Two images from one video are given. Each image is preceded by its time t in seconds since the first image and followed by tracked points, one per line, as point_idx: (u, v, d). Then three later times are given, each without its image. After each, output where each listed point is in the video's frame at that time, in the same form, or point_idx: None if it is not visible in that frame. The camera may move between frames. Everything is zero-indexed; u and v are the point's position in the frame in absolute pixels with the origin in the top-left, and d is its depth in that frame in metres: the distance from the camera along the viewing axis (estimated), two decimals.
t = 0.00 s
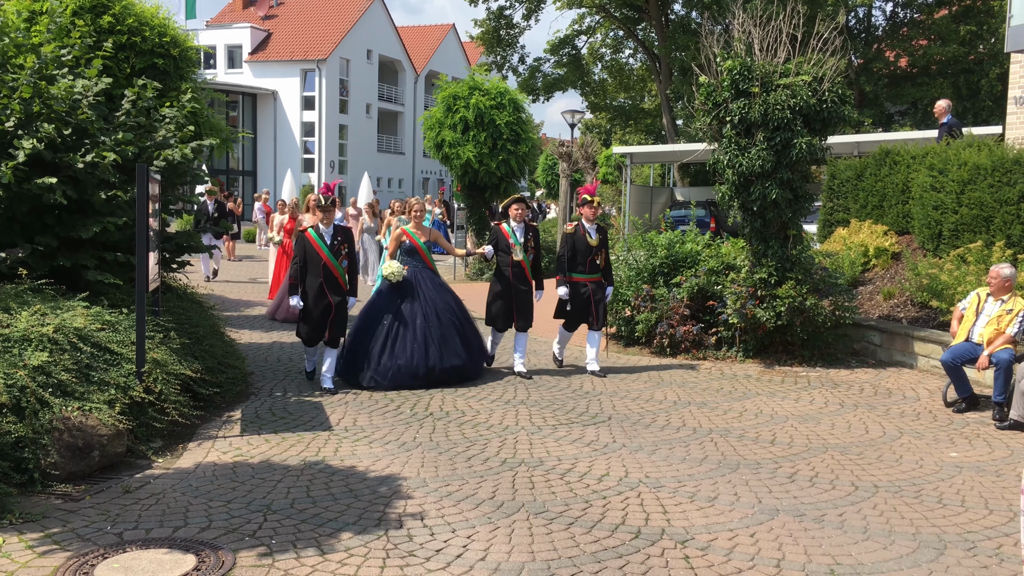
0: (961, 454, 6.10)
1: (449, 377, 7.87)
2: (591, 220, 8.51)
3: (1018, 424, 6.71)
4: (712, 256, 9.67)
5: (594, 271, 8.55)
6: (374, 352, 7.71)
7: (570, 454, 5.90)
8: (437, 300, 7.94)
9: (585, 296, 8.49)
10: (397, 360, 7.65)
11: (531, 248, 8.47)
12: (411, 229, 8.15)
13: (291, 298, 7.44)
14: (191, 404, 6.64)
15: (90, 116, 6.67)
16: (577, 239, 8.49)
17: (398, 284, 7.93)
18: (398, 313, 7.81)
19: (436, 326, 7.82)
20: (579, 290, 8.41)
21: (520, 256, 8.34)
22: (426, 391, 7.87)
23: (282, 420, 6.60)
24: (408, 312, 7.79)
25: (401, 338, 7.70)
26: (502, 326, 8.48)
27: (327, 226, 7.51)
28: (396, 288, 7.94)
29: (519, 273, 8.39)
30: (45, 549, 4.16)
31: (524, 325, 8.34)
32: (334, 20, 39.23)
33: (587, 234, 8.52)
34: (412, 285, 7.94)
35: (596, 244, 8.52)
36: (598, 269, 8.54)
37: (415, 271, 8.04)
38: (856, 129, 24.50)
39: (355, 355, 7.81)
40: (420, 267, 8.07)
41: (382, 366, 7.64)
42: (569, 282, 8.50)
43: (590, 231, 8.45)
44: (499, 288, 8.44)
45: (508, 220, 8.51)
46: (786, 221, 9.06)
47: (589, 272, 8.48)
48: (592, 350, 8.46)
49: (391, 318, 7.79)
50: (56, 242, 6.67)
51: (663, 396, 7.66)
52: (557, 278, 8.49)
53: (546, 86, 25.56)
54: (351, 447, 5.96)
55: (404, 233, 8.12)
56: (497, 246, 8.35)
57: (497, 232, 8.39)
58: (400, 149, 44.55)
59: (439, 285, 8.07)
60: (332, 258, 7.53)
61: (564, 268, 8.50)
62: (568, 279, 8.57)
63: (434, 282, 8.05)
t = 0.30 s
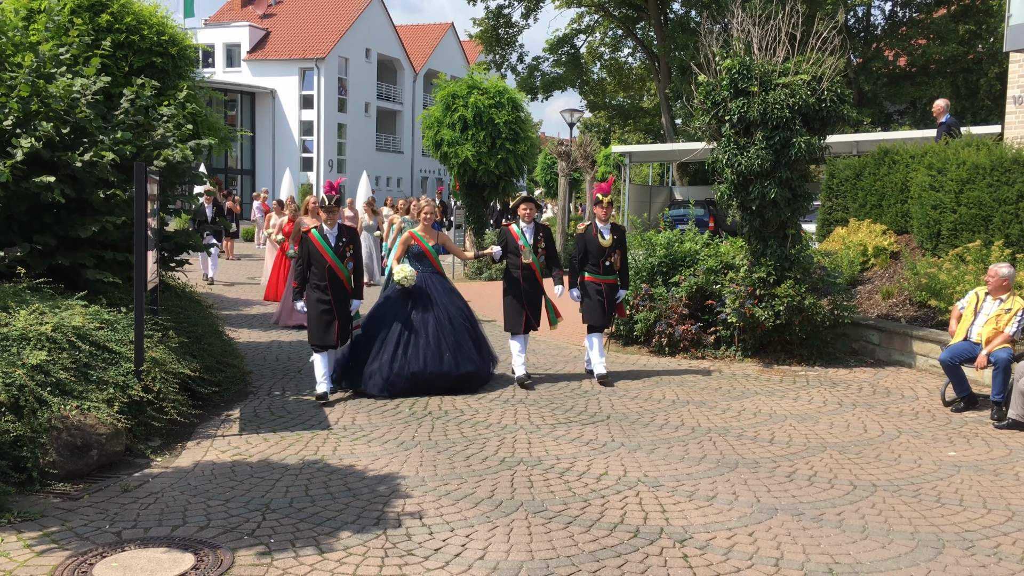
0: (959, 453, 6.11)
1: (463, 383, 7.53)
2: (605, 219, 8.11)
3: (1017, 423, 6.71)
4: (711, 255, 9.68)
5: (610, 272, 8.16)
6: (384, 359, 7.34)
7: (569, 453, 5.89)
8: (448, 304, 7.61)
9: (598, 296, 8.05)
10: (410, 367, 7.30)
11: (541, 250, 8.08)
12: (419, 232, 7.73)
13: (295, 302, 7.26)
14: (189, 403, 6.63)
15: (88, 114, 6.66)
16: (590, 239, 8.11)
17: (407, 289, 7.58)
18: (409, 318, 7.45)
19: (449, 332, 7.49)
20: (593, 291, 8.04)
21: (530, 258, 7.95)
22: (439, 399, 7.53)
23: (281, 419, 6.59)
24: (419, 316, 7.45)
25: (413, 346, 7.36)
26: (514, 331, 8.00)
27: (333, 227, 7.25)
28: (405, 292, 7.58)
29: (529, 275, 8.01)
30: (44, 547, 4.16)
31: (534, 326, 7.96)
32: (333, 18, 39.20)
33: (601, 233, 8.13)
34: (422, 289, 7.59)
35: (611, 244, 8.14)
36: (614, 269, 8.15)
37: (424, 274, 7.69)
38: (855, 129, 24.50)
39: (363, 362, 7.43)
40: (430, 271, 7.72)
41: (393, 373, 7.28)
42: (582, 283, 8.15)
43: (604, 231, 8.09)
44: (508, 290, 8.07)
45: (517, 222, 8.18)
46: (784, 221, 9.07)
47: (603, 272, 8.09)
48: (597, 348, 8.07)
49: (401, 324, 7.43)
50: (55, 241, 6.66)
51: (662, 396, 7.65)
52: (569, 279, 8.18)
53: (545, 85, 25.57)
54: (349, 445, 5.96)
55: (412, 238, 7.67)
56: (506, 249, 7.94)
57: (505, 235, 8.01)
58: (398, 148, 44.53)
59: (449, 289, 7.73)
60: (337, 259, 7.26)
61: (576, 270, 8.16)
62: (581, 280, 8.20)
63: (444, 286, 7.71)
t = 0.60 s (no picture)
0: (957, 452, 6.13)
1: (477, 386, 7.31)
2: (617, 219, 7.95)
3: (1014, 423, 6.73)
4: (709, 254, 9.68)
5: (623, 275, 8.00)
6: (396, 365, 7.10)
7: (568, 452, 5.90)
8: (462, 306, 7.31)
9: (613, 300, 7.90)
10: (423, 373, 7.07)
11: (550, 250, 7.92)
12: (432, 230, 7.56)
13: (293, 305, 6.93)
14: (189, 402, 6.64)
15: (87, 114, 6.66)
16: (602, 240, 7.96)
17: (419, 290, 7.29)
18: (421, 322, 7.18)
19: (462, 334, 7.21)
20: (606, 295, 7.87)
21: (540, 259, 7.77)
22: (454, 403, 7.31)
23: (279, 418, 6.60)
24: (431, 320, 7.17)
25: (426, 350, 7.10)
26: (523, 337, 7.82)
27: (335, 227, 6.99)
28: (416, 294, 7.30)
29: (539, 278, 7.82)
30: (43, 547, 4.17)
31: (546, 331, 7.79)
32: (332, 18, 39.18)
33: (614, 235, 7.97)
34: (434, 290, 7.30)
35: (624, 245, 7.97)
36: (627, 271, 8.00)
37: (436, 275, 7.40)
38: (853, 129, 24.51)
39: (374, 367, 7.20)
40: (442, 271, 7.44)
41: (406, 380, 7.05)
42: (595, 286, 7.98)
43: (617, 231, 7.94)
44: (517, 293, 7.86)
45: (525, 221, 7.99)
46: (783, 220, 9.08)
47: (617, 275, 7.95)
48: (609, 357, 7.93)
49: (412, 328, 7.16)
50: (54, 241, 6.66)
51: (661, 395, 7.66)
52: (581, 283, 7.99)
53: (544, 85, 25.59)
54: (348, 445, 5.97)
55: (425, 235, 7.53)
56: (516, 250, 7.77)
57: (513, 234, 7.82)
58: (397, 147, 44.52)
59: (462, 290, 7.43)
60: (339, 261, 6.98)
61: (589, 272, 7.99)
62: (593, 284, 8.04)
63: (457, 286, 7.42)
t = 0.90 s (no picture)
0: (954, 449, 6.14)
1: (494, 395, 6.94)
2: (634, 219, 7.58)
3: (1011, 421, 6.74)
4: (707, 252, 9.66)
5: (637, 276, 7.66)
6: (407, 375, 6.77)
7: (565, 450, 5.91)
8: (473, 311, 6.97)
9: (627, 303, 7.57)
10: (436, 382, 6.72)
11: (561, 253, 7.50)
12: (441, 235, 7.14)
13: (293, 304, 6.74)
14: (186, 400, 6.63)
15: (84, 111, 6.66)
16: (617, 240, 7.57)
17: (427, 297, 6.97)
18: (431, 328, 6.84)
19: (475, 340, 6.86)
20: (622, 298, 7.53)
21: (551, 262, 7.35)
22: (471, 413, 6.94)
23: (277, 416, 6.60)
24: (442, 326, 6.84)
25: (437, 357, 6.77)
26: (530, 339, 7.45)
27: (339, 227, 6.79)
28: (425, 301, 6.97)
29: (549, 280, 7.39)
30: (40, 544, 4.17)
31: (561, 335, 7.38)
32: (330, 16, 39.13)
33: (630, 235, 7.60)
34: (443, 296, 6.97)
35: (640, 245, 7.60)
36: (641, 273, 7.66)
37: (445, 281, 7.06)
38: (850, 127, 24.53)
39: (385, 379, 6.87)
40: (452, 278, 7.09)
41: (418, 390, 6.71)
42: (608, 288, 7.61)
43: (633, 231, 7.57)
44: (527, 296, 7.42)
45: (535, 220, 7.52)
46: (781, 219, 9.08)
47: (631, 276, 7.61)
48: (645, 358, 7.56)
49: (422, 336, 6.82)
50: (51, 238, 6.65)
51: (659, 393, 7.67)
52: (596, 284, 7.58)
53: (541, 83, 25.60)
54: (346, 443, 5.97)
55: (434, 240, 7.10)
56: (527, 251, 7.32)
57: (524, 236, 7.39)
58: (395, 145, 44.49)
59: (473, 295, 7.09)
60: (342, 262, 6.78)
61: (603, 273, 7.59)
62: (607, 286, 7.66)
63: (467, 292, 7.09)
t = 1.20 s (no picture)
0: (948, 446, 6.16)
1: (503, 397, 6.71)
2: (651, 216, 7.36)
3: (1005, 418, 6.76)
4: (702, 249, 9.65)
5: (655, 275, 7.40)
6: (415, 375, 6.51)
7: (560, 447, 5.92)
8: (482, 310, 6.74)
9: (642, 302, 7.30)
10: (445, 383, 6.48)
11: (576, 251, 7.32)
12: (446, 228, 6.93)
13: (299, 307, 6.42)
14: (180, 397, 6.61)
15: (78, 107, 6.67)
16: (634, 238, 7.37)
17: (435, 294, 6.70)
18: (439, 328, 6.58)
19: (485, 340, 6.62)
20: (637, 296, 7.31)
21: (565, 259, 7.15)
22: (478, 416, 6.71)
23: (272, 414, 6.59)
24: (451, 325, 6.59)
25: (447, 358, 6.52)
26: (543, 342, 7.23)
27: (345, 223, 6.56)
28: (432, 299, 6.71)
29: (563, 279, 7.19)
30: (34, 542, 4.16)
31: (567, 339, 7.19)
32: (325, 13, 39.05)
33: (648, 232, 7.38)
34: (452, 294, 6.72)
35: (658, 243, 7.37)
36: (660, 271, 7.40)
37: (452, 278, 6.82)
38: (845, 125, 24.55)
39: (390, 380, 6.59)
40: (459, 274, 6.85)
41: (427, 392, 6.45)
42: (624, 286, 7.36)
43: (650, 228, 7.35)
44: (539, 293, 7.21)
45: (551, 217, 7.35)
46: (776, 216, 9.11)
47: (648, 274, 7.33)
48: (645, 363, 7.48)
49: (430, 335, 6.56)
50: (45, 235, 6.63)
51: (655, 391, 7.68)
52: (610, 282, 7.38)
53: (537, 81, 25.59)
54: (341, 440, 5.96)
55: (439, 233, 6.88)
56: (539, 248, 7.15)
57: (538, 232, 7.24)
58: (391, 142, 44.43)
59: (482, 293, 6.86)
60: (350, 259, 6.52)
61: (619, 270, 7.36)
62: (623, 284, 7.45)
63: (475, 289, 6.84)
